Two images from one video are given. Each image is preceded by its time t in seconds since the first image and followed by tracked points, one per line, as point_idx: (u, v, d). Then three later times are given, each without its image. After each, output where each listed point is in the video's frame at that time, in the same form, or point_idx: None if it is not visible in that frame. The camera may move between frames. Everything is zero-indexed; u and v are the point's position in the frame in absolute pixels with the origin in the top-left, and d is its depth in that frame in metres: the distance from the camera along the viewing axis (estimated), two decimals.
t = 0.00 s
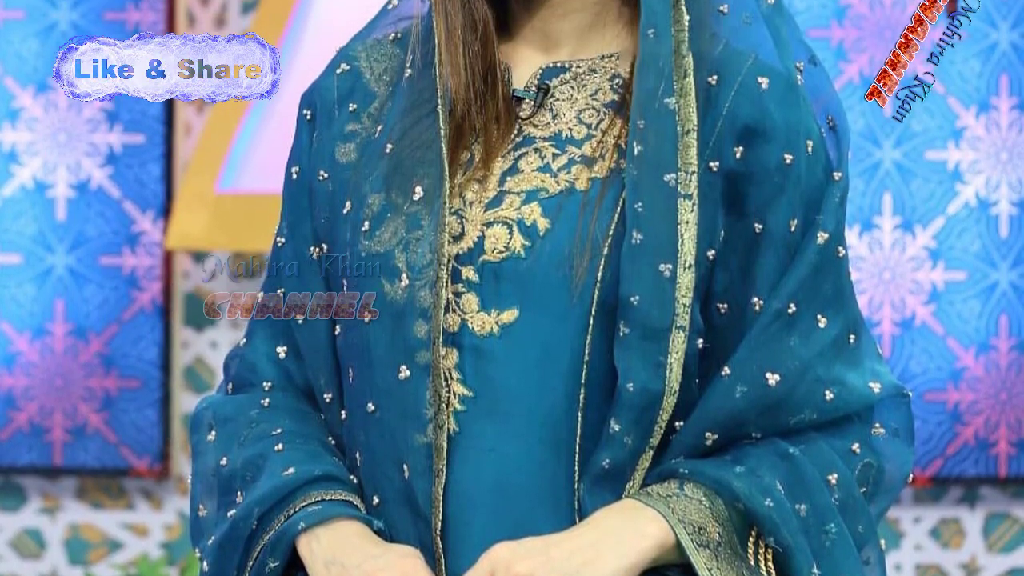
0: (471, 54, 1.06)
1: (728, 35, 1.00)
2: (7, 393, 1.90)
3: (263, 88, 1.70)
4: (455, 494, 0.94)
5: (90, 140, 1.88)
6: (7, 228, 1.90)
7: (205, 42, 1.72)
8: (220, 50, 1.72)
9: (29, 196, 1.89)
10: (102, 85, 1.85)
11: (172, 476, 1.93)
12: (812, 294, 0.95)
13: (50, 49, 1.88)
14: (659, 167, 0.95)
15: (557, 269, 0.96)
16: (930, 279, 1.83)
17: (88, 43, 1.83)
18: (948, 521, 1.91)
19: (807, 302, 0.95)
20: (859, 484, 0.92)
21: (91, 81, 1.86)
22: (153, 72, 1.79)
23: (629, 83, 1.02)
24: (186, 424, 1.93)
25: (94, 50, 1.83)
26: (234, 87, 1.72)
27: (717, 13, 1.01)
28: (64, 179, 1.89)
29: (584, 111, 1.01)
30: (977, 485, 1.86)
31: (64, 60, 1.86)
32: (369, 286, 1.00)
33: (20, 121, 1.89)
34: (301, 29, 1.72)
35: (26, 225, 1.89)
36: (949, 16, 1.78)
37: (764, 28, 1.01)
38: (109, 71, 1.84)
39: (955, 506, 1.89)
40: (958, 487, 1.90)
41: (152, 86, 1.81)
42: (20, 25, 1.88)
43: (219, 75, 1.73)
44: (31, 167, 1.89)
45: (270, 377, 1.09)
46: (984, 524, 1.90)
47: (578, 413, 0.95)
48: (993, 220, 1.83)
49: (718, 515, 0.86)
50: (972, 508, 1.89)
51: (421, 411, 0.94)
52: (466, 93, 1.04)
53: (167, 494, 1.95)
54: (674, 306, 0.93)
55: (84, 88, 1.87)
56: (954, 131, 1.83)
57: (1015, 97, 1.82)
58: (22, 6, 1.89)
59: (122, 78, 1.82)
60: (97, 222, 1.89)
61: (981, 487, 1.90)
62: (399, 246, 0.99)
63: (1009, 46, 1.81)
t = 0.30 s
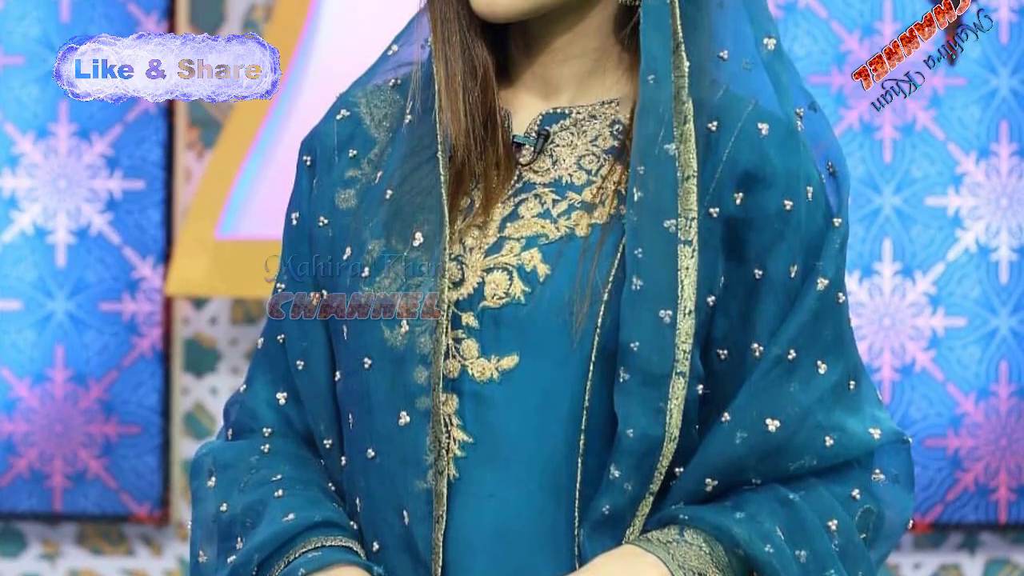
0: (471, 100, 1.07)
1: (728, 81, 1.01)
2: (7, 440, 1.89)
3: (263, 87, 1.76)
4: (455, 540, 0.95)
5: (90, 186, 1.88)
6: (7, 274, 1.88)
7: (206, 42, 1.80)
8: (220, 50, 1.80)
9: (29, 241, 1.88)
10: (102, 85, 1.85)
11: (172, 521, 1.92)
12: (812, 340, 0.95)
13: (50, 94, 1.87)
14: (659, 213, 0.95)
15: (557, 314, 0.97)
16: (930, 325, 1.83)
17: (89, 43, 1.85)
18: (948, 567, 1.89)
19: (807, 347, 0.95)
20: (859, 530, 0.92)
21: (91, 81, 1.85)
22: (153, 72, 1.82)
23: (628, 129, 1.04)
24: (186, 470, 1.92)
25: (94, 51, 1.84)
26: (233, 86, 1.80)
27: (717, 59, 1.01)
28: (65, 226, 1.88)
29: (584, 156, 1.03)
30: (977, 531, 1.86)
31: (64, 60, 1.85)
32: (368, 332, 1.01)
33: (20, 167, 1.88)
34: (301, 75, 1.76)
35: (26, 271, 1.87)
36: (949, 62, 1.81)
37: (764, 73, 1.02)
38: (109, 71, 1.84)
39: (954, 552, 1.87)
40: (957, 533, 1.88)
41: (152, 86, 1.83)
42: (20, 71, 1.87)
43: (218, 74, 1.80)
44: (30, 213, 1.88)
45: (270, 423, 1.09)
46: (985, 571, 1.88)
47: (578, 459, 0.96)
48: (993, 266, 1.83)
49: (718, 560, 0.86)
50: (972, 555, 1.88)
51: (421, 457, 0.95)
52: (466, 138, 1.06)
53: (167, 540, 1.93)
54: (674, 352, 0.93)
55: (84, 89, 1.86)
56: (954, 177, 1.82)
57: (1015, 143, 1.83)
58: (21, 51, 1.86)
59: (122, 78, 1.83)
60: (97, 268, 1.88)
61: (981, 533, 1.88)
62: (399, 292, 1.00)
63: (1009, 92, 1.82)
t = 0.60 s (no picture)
0: (471, 143, 1.09)
1: (728, 123, 1.01)
2: (7, 482, 1.89)
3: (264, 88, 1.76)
4: None
5: (90, 229, 1.88)
6: (7, 316, 1.89)
7: (206, 42, 1.77)
8: (220, 50, 1.78)
9: (29, 284, 1.88)
10: (102, 85, 1.86)
11: (172, 564, 1.88)
12: (812, 384, 0.96)
13: (51, 137, 1.89)
14: (659, 256, 0.96)
15: (557, 357, 0.98)
16: (930, 368, 1.82)
17: (89, 43, 1.84)
18: None
19: (807, 390, 0.96)
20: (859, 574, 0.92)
21: (91, 81, 1.86)
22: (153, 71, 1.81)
23: (628, 172, 1.04)
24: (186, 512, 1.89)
25: (94, 51, 1.84)
26: (234, 87, 1.79)
27: (717, 102, 1.02)
28: (65, 268, 1.88)
29: (584, 199, 1.04)
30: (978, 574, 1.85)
31: (65, 60, 1.87)
32: (369, 374, 1.01)
33: (20, 211, 1.88)
34: (301, 117, 1.72)
35: (26, 313, 1.88)
36: (948, 104, 1.82)
37: (764, 116, 1.03)
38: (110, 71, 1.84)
39: None
40: None
41: (152, 86, 1.82)
42: (20, 113, 1.89)
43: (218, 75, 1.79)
44: (30, 256, 1.88)
45: (271, 466, 1.09)
46: None
47: (578, 502, 0.97)
48: (993, 308, 1.83)
49: None
50: None
51: (421, 499, 0.95)
52: (466, 181, 1.07)
53: None
54: (674, 395, 0.94)
55: (84, 89, 1.87)
56: (953, 220, 1.83)
57: (1015, 185, 1.83)
58: (21, 94, 1.88)
59: (122, 78, 1.84)
60: (97, 310, 1.88)
61: None
62: (399, 334, 1.01)
63: (1009, 134, 1.82)
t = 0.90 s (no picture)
0: (471, 182, 1.10)
1: (728, 163, 1.02)
2: (7, 521, 1.82)
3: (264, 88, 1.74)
4: None
5: (90, 269, 1.81)
6: (7, 355, 1.82)
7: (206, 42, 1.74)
8: (220, 50, 1.74)
9: (29, 324, 1.82)
10: (102, 85, 1.80)
11: None
12: (812, 423, 0.97)
13: (50, 176, 1.82)
14: (659, 295, 0.97)
15: (557, 397, 0.98)
16: (930, 407, 1.77)
17: (89, 43, 1.78)
18: None
19: (807, 430, 0.96)
20: None
21: (91, 81, 1.81)
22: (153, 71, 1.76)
23: (629, 212, 1.05)
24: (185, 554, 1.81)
25: (94, 51, 1.78)
26: (234, 87, 1.75)
27: (717, 141, 1.02)
28: (65, 307, 1.81)
29: (584, 238, 1.04)
30: None
31: (65, 60, 1.80)
32: (369, 413, 1.02)
33: (20, 250, 1.82)
34: (301, 157, 1.71)
35: (27, 353, 1.81)
36: (948, 144, 1.77)
37: (764, 155, 1.03)
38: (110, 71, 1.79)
39: None
40: None
41: (152, 86, 1.77)
42: (20, 152, 1.82)
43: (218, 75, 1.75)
44: (31, 295, 1.82)
45: (270, 505, 1.09)
46: None
47: (578, 541, 0.97)
48: (993, 348, 1.78)
49: None
50: None
51: (421, 538, 0.96)
52: (466, 221, 1.08)
53: None
54: (674, 434, 0.95)
55: (84, 89, 1.81)
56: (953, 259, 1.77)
57: (1015, 225, 1.78)
58: (21, 133, 1.82)
59: (122, 78, 1.78)
60: (97, 349, 1.81)
61: None
62: (399, 374, 1.01)
63: (1009, 174, 1.78)
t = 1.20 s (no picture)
0: (471, 219, 1.11)
1: (728, 199, 1.03)
2: (6, 557, 1.76)
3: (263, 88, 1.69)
4: None
5: (90, 305, 1.75)
6: (7, 392, 1.76)
7: (206, 42, 1.68)
8: (220, 50, 1.69)
9: (29, 360, 1.76)
10: (102, 85, 1.73)
11: None
12: (812, 459, 0.97)
13: (50, 213, 1.76)
14: (659, 331, 0.98)
15: (557, 434, 0.99)
16: (930, 444, 1.71)
17: (89, 43, 1.72)
18: None
19: (807, 466, 0.97)
20: None
21: (91, 81, 1.74)
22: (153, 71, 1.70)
23: (629, 248, 1.06)
24: None
25: (94, 51, 1.72)
26: (233, 86, 1.70)
27: (717, 178, 1.03)
28: (65, 344, 1.76)
29: (584, 275, 1.05)
30: None
31: (64, 61, 1.74)
32: (369, 449, 1.02)
33: (20, 286, 1.76)
34: (301, 193, 1.67)
35: (26, 390, 1.75)
36: (948, 180, 1.71)
37: (764, 191, 1.04)
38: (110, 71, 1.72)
39: None
40: None
41: (152, 86, 1.71)
42: (20, 189, 1.76)
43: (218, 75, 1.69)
44: (30, 331, 1.76)
45: (271, 541, 1.09)
46: None
47: None
48: (993, 384, 1.72)
49: None
50: None
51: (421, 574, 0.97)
52: (466, 257, 1.09)
53: None
54: (674, 470, 0.95)
55: (84, 89, 1.75)
56: (954, 295, 1.72)
57: (1015, 262, 1.72)
58: (21, 169, 1.76)
59: (122, 78, 1.71)
60: (97, 386, 1.75)
61: None
62: (399, 411, 1.02)
63: (1010, 211, 1.71)
